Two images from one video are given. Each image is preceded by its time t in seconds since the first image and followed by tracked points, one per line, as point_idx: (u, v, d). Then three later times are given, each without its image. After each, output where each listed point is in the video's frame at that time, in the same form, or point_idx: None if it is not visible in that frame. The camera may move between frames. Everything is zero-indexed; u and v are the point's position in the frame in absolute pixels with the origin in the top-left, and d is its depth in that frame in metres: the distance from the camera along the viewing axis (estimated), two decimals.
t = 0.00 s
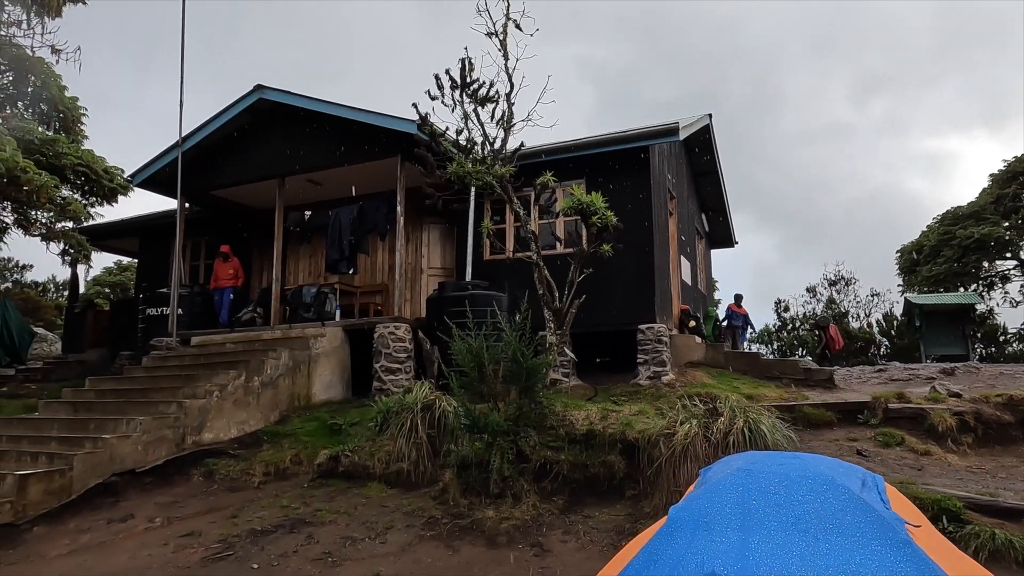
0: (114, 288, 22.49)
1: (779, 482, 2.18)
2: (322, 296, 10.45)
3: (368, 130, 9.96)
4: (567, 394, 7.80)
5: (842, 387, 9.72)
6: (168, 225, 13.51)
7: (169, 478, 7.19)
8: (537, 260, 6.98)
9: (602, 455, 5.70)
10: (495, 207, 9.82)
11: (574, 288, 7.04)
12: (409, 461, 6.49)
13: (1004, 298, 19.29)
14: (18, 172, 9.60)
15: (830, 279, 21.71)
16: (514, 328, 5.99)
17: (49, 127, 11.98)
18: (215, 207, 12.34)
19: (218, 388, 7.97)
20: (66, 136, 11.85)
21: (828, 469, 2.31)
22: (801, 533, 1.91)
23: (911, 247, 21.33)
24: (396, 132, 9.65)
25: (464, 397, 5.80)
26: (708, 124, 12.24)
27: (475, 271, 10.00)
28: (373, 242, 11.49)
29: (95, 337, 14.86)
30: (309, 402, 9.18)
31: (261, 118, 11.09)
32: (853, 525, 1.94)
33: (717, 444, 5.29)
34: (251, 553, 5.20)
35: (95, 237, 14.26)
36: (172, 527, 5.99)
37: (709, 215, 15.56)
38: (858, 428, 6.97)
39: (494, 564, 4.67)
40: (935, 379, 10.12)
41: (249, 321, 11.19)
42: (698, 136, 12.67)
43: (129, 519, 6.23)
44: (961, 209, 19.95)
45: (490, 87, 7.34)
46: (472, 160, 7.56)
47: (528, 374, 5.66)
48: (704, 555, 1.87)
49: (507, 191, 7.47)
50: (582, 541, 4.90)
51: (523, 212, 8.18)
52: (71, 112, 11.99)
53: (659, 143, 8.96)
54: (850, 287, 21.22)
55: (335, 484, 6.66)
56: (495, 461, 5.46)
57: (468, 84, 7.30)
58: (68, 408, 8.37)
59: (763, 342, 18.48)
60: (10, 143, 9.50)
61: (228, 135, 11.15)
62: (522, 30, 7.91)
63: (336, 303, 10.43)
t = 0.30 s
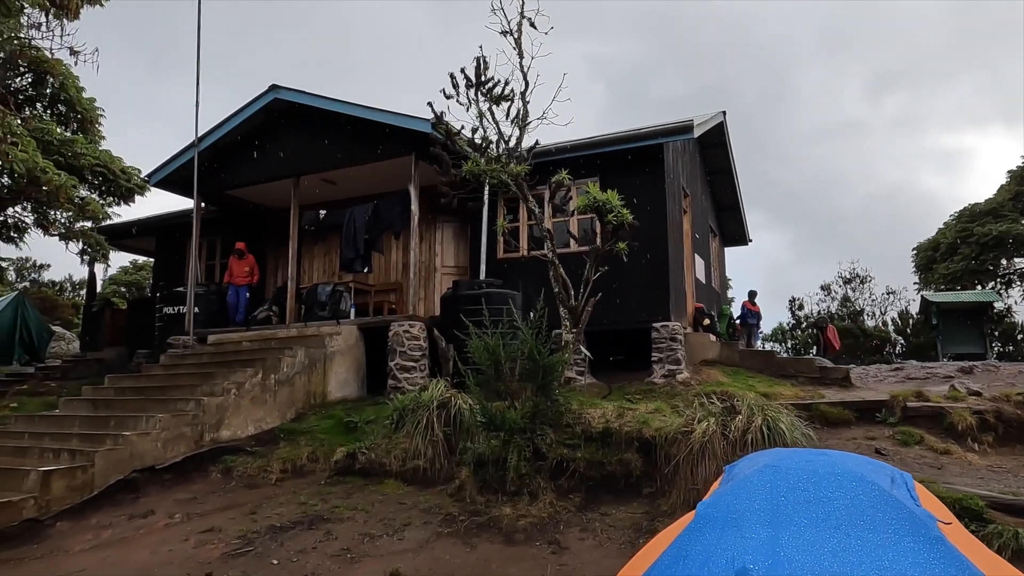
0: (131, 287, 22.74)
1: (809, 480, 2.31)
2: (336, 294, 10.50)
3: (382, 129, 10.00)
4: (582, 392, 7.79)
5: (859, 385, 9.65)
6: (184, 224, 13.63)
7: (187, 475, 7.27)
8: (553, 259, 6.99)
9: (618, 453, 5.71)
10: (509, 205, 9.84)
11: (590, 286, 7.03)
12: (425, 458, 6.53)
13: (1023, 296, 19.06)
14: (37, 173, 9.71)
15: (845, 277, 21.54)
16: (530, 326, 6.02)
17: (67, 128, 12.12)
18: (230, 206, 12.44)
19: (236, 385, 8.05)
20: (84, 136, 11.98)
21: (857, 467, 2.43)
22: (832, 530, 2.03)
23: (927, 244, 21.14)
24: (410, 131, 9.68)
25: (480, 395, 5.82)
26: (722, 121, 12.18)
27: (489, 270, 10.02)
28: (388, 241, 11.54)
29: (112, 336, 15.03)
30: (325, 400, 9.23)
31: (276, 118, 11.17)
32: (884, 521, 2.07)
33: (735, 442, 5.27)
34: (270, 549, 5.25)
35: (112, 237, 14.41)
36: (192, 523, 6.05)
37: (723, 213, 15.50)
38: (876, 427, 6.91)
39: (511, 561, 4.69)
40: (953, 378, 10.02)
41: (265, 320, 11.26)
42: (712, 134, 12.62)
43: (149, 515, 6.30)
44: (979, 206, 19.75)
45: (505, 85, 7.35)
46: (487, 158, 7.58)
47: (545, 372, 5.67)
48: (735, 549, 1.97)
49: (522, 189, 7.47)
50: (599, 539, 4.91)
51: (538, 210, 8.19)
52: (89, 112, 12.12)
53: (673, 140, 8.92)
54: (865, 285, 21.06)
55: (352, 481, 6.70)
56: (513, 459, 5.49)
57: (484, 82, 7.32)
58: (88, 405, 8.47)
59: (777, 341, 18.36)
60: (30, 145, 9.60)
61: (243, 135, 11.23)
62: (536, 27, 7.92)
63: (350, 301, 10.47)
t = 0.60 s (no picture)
0: (147, 286, 22.98)
1: (835, 478, 2.32)
2: (351, 293, 10.54)
3: (395, 128, 10.04)
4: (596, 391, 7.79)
5: (876, 384, 9.58)
6: (200, 224, 13.75)
7: (205, 472, 7.33)
8: (567, 257, 6.99)
9: (634, 451, 5.70)
10: (523, 203, 9.85)
11: (604, 284, 7.02)
12: (441, 456, 6.55)
13: None
14: (56, 173, 9.80)
15: (861, 275, 21.38)
16: (546, 323, 6.03)
17: (84, 129, 12.25)
18: (245, 206, 12.53)
19: (252, 384, 8.11)
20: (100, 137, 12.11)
21: (883, 465, 2.44)
22: (859, 528, 2.04)
23: (944, 242, 20.94)
24: (424, 130, 9.70)
25: (496, 393, 5.84)
26: (736, 118, 12.13)
27: (502, 268, 10.03)
28: (401, 240, 11.58)
29: (129, 334, 15.19)
30: (339, 398, 9.29)
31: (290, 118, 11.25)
32: (913, 520, 2.07)
33: (752, 441, 5.24)
34: (288, 546, 5.29)
35: (129, 237, 14.55)
36: (210, 520, 6.11)
37: (737, 211, 15.43)
38: (894, 426, 6.86)
39: (528, 559, 4.69)
40: (971, 376, 9.92)
41: (280, 319, 11.33)
42: (726, 132, 12.57)
43: (168, 512, 6.36)
44: (997, 203, 19.54)
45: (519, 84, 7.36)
46: (501, 156, 7.59)
47: (560, 370, 5.68)
48: (763, 547, 1.99)
49: (537, 187, 7.47)
50: (615, 537, 4.91)
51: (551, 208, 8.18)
52: (106, 113, 12.23)
53: (687, 137, 8.89)
54: (881, 283, 20.90)
55: (367, 479, 6.73)
56: (529, 457, 5.49)
57: (498, 81, 7.33)
58: (108, 403, 8.57)
59: (791, 339, 18.26)
60: (49, 146, 9.69)
61: (257, 135, 11.31)
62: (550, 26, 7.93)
63: (364, 300, 10.51)
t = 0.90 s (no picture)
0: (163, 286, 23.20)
1: (859, 477, 2.30)
2: (365, 292, 10.58)
3: (409, 128, 10.07)
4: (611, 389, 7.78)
5: (893, 383, 9.49)
6: (216, 224, 13.87)
7: (223, 469, 7.40)
8: (582, 256, 6.98)
9: (650, 450, 5.69)
10: (537, 202, 9.85)
11: (619, 282, 7.00)
12: (456, 455, 6.56)
13: None
14: (74, 175, 9.92)
15: (877, 273, 21.18)
16: (561, 322, 6.03)
17: (102, 131, 12.40)
18: (260, 206, 12.62)
19: (269, 382, 8.17)
20: (118, 138, 12.25)
21: (908, 463, 2.42)
22: (885, 527, 2.04)
23: (962, 239, 20.71)
24: (438, 129, 9.72)
25: (512, 392, 5.84)
26: (751, 116, 12.05)
27: (516, 267, 10.04)
28: (415, 240, 11.61)
29: (146, 334, 15.35)
30: (355, 396, 9.33)
31: (305, 118, 11.31)
32: (940, 519, 2.06)
33: (770, 439, 5.21)
34: (306, 543, 5.33)
35: (146, 237, 14.69)
36: (229, 517, 6.17)
37: (751, 209, 15.33)
38: (912, 425, 6.79)
39: (544, 557, 4.70)
40: (991, 375, 9.80)
41: (295, 318, 11.40)
42: (740, 129, 12.49)
43: (187, 509, 6.43)
44: (1016, 200, 19.29)
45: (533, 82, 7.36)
46: (515, 155, 7.60)
47: (575, 369, 5.68)
48: (787, 545, 1.99)
49: (551, 186, 7.47)
50: (632, 536, 4.90)
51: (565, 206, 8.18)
52: (123, 115, 12.36)
53: (702, 135, 8.84)
54: (898, 281, 20.69)
55: (383, 477, 6.76)
56: (544, 455, 5.50)
57: (512, 80, 7.33)
58: (126, 402, 8.67)
59: (806, 338, 18.15)
60: (68, 148, 9.83)
61: (272, 135, 11.39)
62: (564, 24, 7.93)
63: (379, 299, 10.53)
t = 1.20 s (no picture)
0: (181, 286, 23.44)
1: (885, 475, 2.28)
2: (381, 292, 10.62)
3: (424, 127, 10.09)
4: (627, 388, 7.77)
5: (912, 381, 9.40)
6: (233, 224, 13.99)
7: (242, 467, 7.47)
8: (598, 254, 6.96)
9: (667, 449, 5.67)
10: (551, 200, 9.84)
11: (635, 281, 6.97)
12: (472, 453, 6.58)
13: None
14: (94, 177, 10.07)
15: (897, 270, 20.95)
16: (577, 320, 6.02)
17: (121, 133, 12.57)
18: (276, 206, 12.71)
19: (286, 381, 8.24)
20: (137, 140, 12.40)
21: (935, 463, 2.39)
22: (911, 526, 2.02)
23: (983, 236, 20.42)
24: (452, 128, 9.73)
25: (528, 391, 5.85)
26: (767, 112, 11.96)
27: (531, 266, 10.04)
28: (430, 239, 11.63)
29: (165, 333, 15.52)
30: (371, 395, 9.39)
31: (320, 119, 11.38)
32: (968, 519, 2.04)
33: (789, 439, 5.16)
34: (325, 540, 5.37)
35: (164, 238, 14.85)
36: (248, 514, 6.22)
37: (767, 207, 15.22)
38: (933, 424, 6.71)
39: (562, 556, 4.70)
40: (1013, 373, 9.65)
41: (312, 317, 11.50)
42: (756, 126, 12.40)
43: (207, 506, 6.50)
44: None
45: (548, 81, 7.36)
46: (530, 154, 7.60)
47: (592, 367, 5.67)
48: (811, 544, 1.98)
49: (566, 184, 7.46)
50: (649, 534, 4.89)
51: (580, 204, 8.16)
52: (142, 117, 12.51)
53: (718, 132, 8.78)
54: (917, 279, 20.45)
55: (400, 475, 6.79)
56: (561, 454, 5.49)
57: (527, 78, 7.34)
58: (147, 400, 8.78)
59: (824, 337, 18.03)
60: (88, 150, 9.98)
61: (288, 135, 11.48)
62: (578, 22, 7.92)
63: (394, 299, 10.55)
